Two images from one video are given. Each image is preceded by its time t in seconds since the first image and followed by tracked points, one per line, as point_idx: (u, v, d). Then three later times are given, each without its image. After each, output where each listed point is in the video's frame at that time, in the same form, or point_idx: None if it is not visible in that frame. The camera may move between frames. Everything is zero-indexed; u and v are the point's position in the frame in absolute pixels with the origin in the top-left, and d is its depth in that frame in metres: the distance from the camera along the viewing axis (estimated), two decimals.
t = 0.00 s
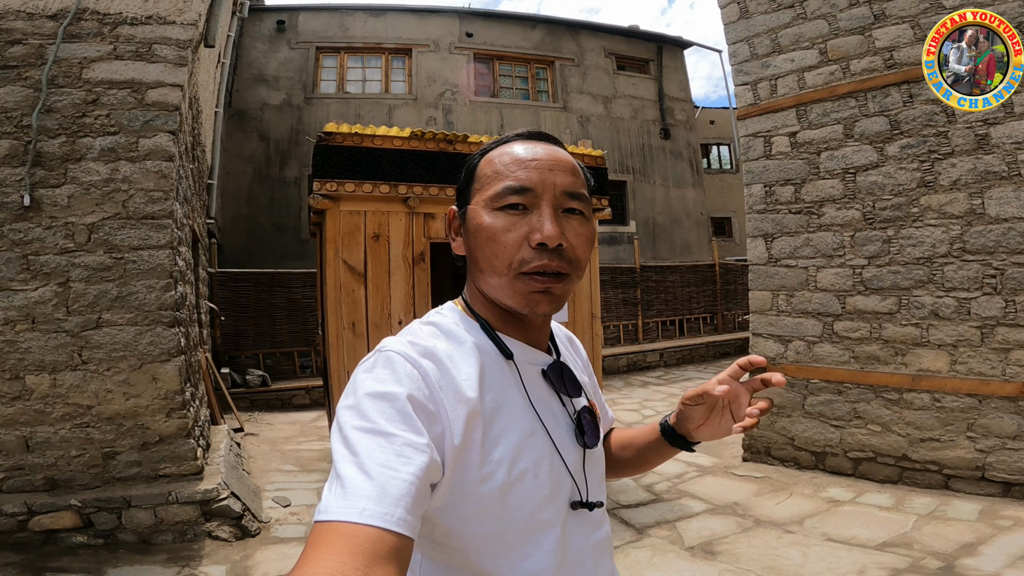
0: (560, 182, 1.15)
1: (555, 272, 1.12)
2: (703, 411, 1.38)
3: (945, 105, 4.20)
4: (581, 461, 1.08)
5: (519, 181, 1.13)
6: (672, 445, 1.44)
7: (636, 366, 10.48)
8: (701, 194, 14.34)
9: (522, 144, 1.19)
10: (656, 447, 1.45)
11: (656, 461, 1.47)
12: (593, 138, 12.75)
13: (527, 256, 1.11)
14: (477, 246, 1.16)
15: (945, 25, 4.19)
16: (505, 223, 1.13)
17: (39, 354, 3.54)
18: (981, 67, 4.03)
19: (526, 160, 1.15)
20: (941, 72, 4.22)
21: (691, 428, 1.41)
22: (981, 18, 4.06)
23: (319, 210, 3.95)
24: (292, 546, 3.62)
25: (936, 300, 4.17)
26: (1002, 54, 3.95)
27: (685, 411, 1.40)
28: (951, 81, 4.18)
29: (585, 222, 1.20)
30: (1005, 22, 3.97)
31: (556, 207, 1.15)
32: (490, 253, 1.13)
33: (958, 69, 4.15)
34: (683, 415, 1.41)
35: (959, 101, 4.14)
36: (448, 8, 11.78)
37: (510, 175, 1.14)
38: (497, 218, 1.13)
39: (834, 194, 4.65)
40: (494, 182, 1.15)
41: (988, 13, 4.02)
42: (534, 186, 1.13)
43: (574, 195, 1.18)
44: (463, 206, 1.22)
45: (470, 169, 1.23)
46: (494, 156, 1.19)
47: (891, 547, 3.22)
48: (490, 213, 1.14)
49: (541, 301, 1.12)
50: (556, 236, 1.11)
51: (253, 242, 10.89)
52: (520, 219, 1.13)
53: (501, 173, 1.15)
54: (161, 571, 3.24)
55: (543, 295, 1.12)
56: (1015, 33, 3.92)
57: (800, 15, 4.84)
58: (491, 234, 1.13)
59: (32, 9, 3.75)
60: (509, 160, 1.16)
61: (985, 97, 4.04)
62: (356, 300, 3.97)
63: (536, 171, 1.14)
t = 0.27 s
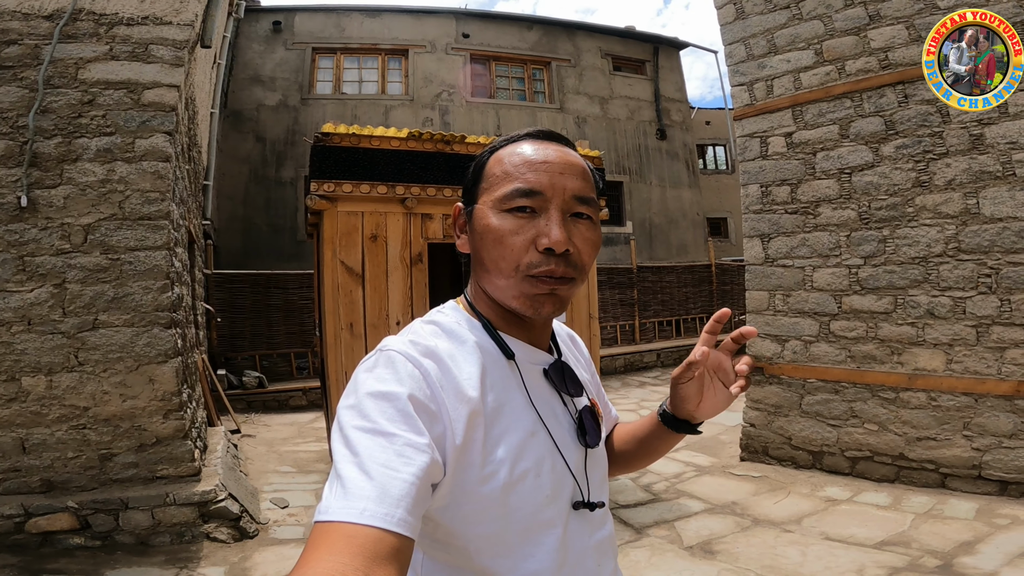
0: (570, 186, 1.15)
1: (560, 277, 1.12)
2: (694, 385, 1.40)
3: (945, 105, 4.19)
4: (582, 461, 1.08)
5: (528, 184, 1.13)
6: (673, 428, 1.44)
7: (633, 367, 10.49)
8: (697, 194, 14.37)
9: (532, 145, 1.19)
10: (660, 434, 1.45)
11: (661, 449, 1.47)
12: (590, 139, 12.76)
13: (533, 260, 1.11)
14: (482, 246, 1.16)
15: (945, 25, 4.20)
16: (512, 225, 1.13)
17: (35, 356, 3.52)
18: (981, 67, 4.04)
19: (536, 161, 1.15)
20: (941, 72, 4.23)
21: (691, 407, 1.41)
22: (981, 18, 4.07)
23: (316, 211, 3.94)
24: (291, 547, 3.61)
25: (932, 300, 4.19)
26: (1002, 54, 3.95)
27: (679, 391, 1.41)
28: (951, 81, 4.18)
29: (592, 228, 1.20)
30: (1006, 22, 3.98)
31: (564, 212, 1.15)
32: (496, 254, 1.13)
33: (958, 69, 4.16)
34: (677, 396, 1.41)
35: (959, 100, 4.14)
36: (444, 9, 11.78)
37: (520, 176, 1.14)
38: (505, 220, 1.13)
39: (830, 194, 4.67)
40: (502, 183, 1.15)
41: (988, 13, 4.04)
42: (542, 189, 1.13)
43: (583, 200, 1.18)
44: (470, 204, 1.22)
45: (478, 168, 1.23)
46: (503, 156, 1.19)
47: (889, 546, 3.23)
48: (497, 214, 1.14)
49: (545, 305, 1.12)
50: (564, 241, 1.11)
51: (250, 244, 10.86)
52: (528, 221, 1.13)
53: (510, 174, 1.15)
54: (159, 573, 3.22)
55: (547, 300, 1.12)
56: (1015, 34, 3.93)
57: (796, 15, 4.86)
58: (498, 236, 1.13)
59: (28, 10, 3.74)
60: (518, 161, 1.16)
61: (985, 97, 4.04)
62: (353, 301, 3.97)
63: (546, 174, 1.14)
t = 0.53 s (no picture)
0: (569, 184, 1.16)
1: (560, 276, 1.13)
2: (701, 397, 1.40)
3: (945, 105, 4.21)
4: (583, 461, 1.08)
5: (527, 183, 1.14)
6: (672, 435, 1.45)
7: (629, 369, 10.50)
8: (692, 196, 14.43)
9: (530, 144, 1.19)
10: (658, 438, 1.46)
11: (660, 454, 1.48)
12: (585, 141, 12.80)
13: (533, 258, 1.11)
14: (483, 246, 1.17)
15: (945, 25, 4.21)
16: (512, 225, 1.13)
17: (30, 359, 3.50)
18: (981, 67, 4.06)
19: (535, 161, 1.16)
20: (941, 72, 4.24)
21: (693, 416, 1.41)
22: (981, 18, 4.08)
23: (312, 214, 3.94)
24: (288, 550, 3.60)
25: (925, 300, 4.22)
26: (1002, 54, 3.97)
27: (685, 400, 1.41)
28: (951, 81, 4.20)
29: (591, 226, 1.21)
30: (1005, 22, 3.99)
31: (564, 210, 1.15)
32: (496, 254, 1.14)
33: (958, 69, 4.17)
34: (682, 403, 1.42)
35: (959, 100, 4.15)
36: (440, 11, 11.81)
37: (519, 176, 1.14)
38: (505, 219, 1.14)
39: (824, 196, 4.70)
40: (501, 182, 1.16)
41: (988, 13, 4.04)
42: (541, 188, 1.14)
43: (582, 198, 1.18)
44: (469, 205, 1.23)
45: (477, 168, 1.24)
46: (501, 155, 1.19)
47: (885, 545, 3.24)
48: (497, 214, 1.15)
49: (545, 304, 1.13)
50: (563, 239, 1.11)
51: (244, 247, 10.82)
52: (527, 220, 1.14)
53: (509, 174, 1.15)
54: None
55: (548, 299, 1.13)
56: (1015, 34, 3.94)
57: (789, 18, 4.90)
58: (498, 236, 1.14)
59: (22, 11, 3.72)
60: (517, 160, 1.16)
61: (985, 97, 4.05)
62: (350, 304, 3.97)
63: (545, 173, 1.14)
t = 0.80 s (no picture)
0: (568, 181, 1.16)
1: (561, 271, 1.13)
2: (714, 406, 1.40)
3: (945, 105, 4.19)
4: (584, 461, 1.09)
5: (527, 179, 1.14)
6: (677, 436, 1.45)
7: (628, 368, 10.51)
8: (689, 196, 14.45)
9: (529, 142, 1.20)
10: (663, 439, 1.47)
11: (663, 455, 1.48)
12: (582, 141, 12.81)
13: (535, 255, 1.11)
14: (484, 244, 1.16)
15: (945, 25, 4.19)
16: (513, 221, 1.13)
17: (28, 362, 3.49)
18: (981, 67, 4.04)
19: (534, 158, 1.16)
20: (941, 72, 4.22)
21: (701, 421, 1.42)
22: (981, 18, 4.06)
23: (310, 215, 3.94)
24: (289, 552, 3.59)
25: (921, 297, 4.24)
26: (1002, 54, 3.95)
27: (696, 406, 1.41)
28: (951, 81, 4.18)
29: (591, 222, 1.21)
30: (1006, 22, 3.96)
31: (564, 206, 1.16)
32: (497, 251, 1.14)
33: (958, 69, 4.15)
34: (693, 408, 1.42)
35: (959, 101, 4.14)
36: (435, 12, 11.81)
37: (518, 173, 1.15)
38: (505, 216, 1.14)
39: (820, 194, 4.71)
40: (501, 180, 1.16)
41: (988, 13, 4.02)
42: (541, 184, 1.14)
43: (581, 194, 1.18)
44: (468, 203, 1.23)
45: (475, 167, 1.24)
46: (500, 153, 1.20)
47: (885, 543, 3.25)
48: (497, 211, 1.15)
49: (546, 301, 1.13)
50: (564, 235, 1.12)
51: (242, 249, 10.80)
52: (528, 216, 1.14)
53: (508, 171, 1.16)
54: None
55: (549, 294, 1.13)
56: (1015, 33, 3.91)
57: (784, 17, 4.91)
58: (499, 232, 1.14)
59: (17, 14, 3.71)
60: (516, 158, 1.17)
61: (985, 97, 4.03)
62: (348, 305, 3.97)
63: (544, 170, 1.15)
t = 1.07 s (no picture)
0: (582, 177, 1.20)
1: (583, 262, 1.15)
2: (716, 413, 1.40)
3: (946, 105, 4.20)
4: (584, 460, 1.09)
5: (547, 173, 1.15)
6: (678, 441, 1.45)
7: (628, 371, 10.50)
8: (689, 199, 14.47)
9: (538, 142, 1.23)
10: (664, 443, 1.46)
11: (663, 458, 1.49)
12: (582, 144, 12.84)
13: (560, 244, 1.12)
14: (503, 237, 1.14)
15: (945, 24, 4.21)
16: (536, 213, 1.13)
17: (28, 363, 3.50)
18: (982, 67, 4.05)
19: (549, 154, 1.19)
20: (941, 72, 4.23)
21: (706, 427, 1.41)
22: (981, 18, 4.08)
23: (310, 218, 3.95)
24: (287, 553, 3.59)
25: (919, 300, 4.25)
26: (1002, 54, 3.97)
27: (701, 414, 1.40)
28: (951, 81, 4.19)
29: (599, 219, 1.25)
30: (1006, 22, 3.99)
31: (580, 201, 1.18)
32: (520, 242, 1.13)
33: (958, 69, 4.16)
34: (696, 415, 1.40)
35: (959, 100, 4.14)
36: (436, 15, 11.85)
37: (536, 167, 1.16)
38: (526, 208, 1.14)
39: (818, 197, 4.73)
40: (519, 174, 1.16)
41: (988, 13, 4.05)
42: (561, 178, 1.16)
43: (592, 191, 1.22)
44: (477, 199, 1.21)
45: (483, 164, 1.23)
46: (513, 150, 1.20)
47: (883, 544, 3.25)
48: (518, 203, 1.14)
49: (569, 291, 1.14)
50: (588, 225, 1.14)
51: (242, 251, 10.82)
52: (549, 209, 1.14)
53: (525, 166, 1.17)
54: None
55: (571, 285, 1.14)
56: (1015, 33, 3.94)
57: (782, 20, 4.93)
58: (522, 224, 1.13)
59: (19, 16, 3.73)
60: (530, 154, 1.18)
61: (985, 97, 4.04)
62: (348, 307, 3.98)
63: (560, 165, 1.17)
